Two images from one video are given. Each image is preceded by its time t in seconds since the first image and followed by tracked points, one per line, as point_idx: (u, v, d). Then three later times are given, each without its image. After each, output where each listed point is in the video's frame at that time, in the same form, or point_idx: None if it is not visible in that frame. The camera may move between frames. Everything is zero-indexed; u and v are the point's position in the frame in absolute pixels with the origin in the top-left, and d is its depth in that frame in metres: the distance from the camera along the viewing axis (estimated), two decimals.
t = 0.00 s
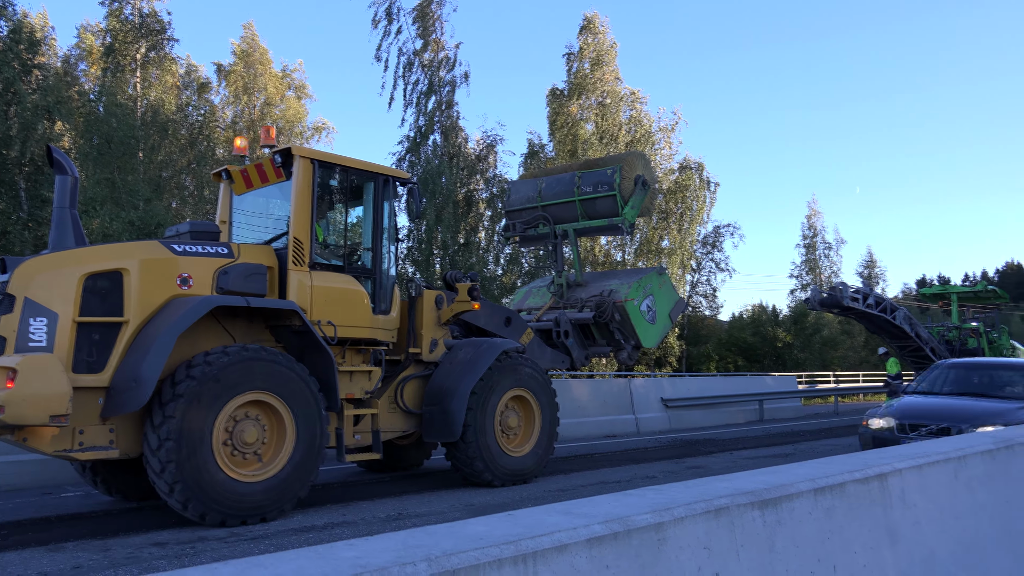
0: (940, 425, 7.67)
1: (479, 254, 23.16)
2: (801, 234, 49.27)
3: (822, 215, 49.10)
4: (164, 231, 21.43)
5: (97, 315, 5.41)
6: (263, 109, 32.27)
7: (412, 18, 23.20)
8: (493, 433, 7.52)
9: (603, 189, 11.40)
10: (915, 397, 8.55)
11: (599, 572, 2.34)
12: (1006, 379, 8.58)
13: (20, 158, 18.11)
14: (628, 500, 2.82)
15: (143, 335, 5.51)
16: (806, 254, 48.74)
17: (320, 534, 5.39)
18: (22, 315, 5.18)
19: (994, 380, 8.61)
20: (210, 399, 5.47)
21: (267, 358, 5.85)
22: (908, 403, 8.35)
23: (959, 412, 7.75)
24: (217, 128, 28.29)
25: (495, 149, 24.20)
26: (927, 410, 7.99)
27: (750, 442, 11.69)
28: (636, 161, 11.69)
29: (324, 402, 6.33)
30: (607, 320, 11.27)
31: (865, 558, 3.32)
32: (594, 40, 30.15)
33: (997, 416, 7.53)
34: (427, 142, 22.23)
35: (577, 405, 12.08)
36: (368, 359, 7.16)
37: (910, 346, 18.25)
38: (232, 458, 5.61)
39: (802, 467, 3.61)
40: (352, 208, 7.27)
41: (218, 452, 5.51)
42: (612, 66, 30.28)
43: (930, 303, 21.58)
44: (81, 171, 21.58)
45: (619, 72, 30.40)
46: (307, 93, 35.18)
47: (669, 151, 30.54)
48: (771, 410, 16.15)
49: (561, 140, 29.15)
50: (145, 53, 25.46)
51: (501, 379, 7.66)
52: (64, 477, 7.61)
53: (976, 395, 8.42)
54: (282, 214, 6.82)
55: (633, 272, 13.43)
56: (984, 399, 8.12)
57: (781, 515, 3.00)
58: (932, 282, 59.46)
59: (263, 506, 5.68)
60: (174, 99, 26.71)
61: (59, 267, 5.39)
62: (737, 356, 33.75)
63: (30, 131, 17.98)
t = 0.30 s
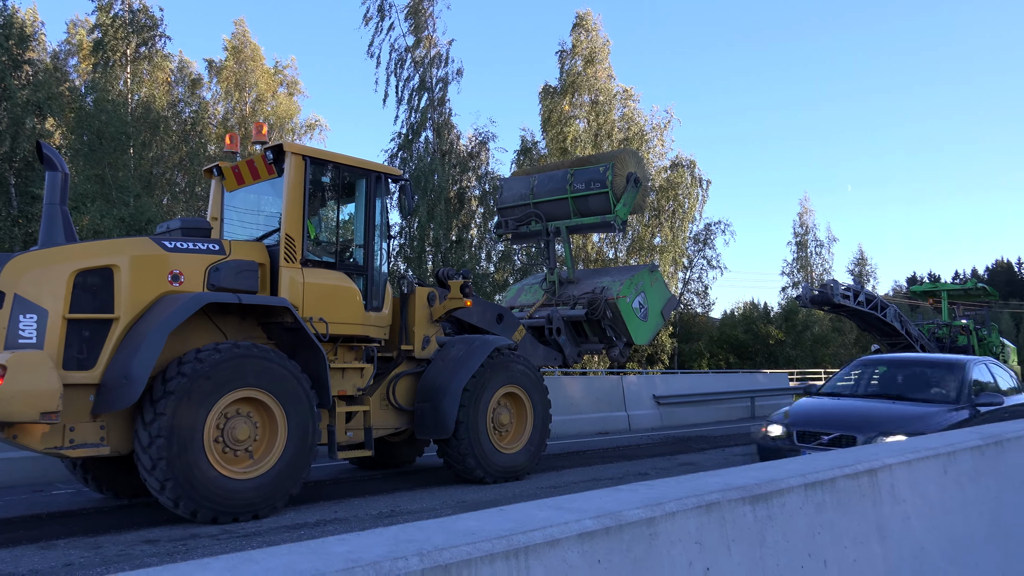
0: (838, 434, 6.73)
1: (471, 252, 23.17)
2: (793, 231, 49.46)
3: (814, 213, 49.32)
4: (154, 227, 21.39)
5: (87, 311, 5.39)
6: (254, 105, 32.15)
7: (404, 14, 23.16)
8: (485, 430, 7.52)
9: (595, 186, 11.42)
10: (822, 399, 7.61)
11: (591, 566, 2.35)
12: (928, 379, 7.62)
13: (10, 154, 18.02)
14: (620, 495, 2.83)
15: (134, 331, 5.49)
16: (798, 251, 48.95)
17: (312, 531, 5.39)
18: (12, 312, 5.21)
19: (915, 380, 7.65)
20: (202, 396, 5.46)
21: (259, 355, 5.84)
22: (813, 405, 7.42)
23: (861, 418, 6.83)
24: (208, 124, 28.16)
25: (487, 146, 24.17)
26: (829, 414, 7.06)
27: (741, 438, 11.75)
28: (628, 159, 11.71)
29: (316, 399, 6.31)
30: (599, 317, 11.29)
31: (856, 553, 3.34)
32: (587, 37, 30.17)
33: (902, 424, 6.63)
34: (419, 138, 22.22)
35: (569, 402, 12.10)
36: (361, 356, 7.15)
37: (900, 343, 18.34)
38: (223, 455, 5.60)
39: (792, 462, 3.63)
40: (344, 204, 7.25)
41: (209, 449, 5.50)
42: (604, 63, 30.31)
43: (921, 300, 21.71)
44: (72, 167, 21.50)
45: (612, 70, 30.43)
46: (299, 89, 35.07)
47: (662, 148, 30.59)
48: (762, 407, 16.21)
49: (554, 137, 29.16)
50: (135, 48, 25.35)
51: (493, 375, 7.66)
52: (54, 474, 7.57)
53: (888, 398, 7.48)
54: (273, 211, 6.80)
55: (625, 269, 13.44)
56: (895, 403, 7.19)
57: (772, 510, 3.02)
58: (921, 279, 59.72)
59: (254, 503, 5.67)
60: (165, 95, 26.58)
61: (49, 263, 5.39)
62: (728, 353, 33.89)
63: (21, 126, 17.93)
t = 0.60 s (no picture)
0: (693, 451, 5.55)
1: (467, 249, 23.18)
2: (788, 229, 49.56)
3: (808, 210, 49.43)
4: (148, 224, 21.39)
5: (81, 308, 5.38)
6: (249, 102, 32.06)
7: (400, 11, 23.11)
8: (480, 426, 7.53)
9: (591, 183, 11.43)
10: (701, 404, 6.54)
11: (585, 561, 2.35)
12: (823, 381, 6.47)
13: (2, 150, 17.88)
14: (614, 490, 2.84)
15: (128, 328, 5.48)
16: (793, 249, 49.06)
17: (307, 528, 5.39)
18: (5, 308, 5.15)
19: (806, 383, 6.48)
20: (196, 392, 5.45)
21: (253, 352, 5.83)
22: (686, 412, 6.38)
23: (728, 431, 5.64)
24: (203, 121, 28.05)
25: (482, 143, 24.11)
26: (695, 425, 5.90)
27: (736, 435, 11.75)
28: (623, 156, 11.71)
29: (311, 396, 6.30)
30: (594, 314, 11.31)
31: (849, 549, 3.35)
32: (582, 34, 30.17)
33: (771, 438, 5.47)
34: (414, 135, 22.21)
35: (565, 399, 12.12)
36: (355, 353, 7.16)
37: (895, 341, 18.35)
38: (217, 452, 5.60)
39: (787, 459, 3.65)
40: (339, 201, 7.25)
41: (204, 445, 5.50)
42: (600, 60, 30.31)
43: (915, 298, 21.78)
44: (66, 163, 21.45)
45: (607, 67, 30.43)
46: (294, 85, 34.97)
47: (657, 145, 30.60)
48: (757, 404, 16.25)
49: (549, 134, 29.13)
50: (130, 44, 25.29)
51: (488, 372, 7.67)
52: (49, 471, 7.55)
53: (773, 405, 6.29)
54: (268, 208, 6.79)
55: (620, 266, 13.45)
56: (773, 412, 6.02)
57: (766, 506, 3.03)
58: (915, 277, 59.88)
59: (250, 499, 5.68)
60: (160, 92, 26.48)
61: (42, 259, 5.35)
62: (723, 350, 34.00)
63: (13, 122, 17.82)
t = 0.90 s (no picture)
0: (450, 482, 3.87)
1: (463, 245, 23.18)
2: (784, 226, 49.65)
3: (804, 208, 49.54)
4: (142, 218, 21.36)
5: (76, 302, 5.37)
6: (244, 97, 31.96)
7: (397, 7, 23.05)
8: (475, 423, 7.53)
9: (587, 180, 11.41)
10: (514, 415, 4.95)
11: (578, 556, 2.36)
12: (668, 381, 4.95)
13: None
14: (607, 486, 2.85)
15: (123, 323, 5.47)
16: (789, 246, 49.15)
17: (301, 523, 5.39)
18: None
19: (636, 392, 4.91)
20: (190, 387, 5.44)
21: (248, 347, 5.83)
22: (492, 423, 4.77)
23: (507, 454, 4.06)
24: (199, 115, 27.94)
25: (479, 139, 24.09)
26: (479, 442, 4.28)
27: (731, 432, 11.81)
28: (619, 153, 11.72)
29: (306, 391, 6.30)
30: (590, 311, 11.32)
31: (842, 545, 3.36)
32: (580, 31, 30.14)
33: (557, 468, 3.90)
34: (411, 131, 22.17)
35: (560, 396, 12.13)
36: (351, 348, 7.15)
37: (889, 339, 18.39)
38: (212, 447, 5.60)
39: (781, 455, 3.66)
40: (334, 196, 7.24)
41: (198, 440, 5.49)
42: (597, 57, 30.30)
43: (910, 296, 21.84)
44: (61, 157, 21.37)
45: (605, 64, 30.41)
46: (291, 80, 34.91)
47: (654, 143, 30.62)
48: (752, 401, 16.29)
49: (546, 131, 29.10)
50: (127, 39, 25.23)
51: (483, 369, 7.67)
52: (42, 465, 7.54)
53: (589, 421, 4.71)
54: (264, 202, 6.78)
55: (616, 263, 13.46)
56: (577, 430, 4.44)
57: (759, 502, 3.04)
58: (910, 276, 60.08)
59: (244, 495, 5.67)
60: (156, 86, 26.36)
61: (36, 253, 5.34)
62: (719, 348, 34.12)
63: (8, 114, 17.70)
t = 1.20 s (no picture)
0: None
1: (459, 242, 23.18)
2: (781, 225, 49.69)
3: (801, 206, 49.61)
4: (138, 215, 21.37)
5: (70, 298, 5.36)
6: (240, 93, 31.86)
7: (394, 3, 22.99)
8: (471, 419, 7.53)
9: (584, 177, 11.41)
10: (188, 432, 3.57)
11: (572, 553, 2.36)
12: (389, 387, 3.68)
13: None
14: (602, 483, 2.85)
15: (117, 319, 5.45)
16: (785, 244, 49.22)
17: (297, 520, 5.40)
18: None
19: (308, 414, 3.49)
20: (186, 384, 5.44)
21: (244, 344, 5.81)
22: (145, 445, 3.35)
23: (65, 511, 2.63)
24: (195, 111, 27.86)
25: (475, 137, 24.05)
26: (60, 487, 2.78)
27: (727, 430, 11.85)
28: (616, 150, 11.71)
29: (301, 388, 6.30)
30: (586, 308, 11.33)
31: (837, 543, 3.37)
32: (577, 28, 30.12)
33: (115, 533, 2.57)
34: (408, 128, 22.14)
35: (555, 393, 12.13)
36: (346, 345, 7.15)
37: (885, 337, 18.45)
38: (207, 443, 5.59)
39: (775, 453, 3.66)
40: (330, 193, 7.23)
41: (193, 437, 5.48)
42: (595, 54, 30.27)
43: (906, 294, 21.88)
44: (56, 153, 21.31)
45: (602, 61, 30.39)
46: (287, 76, 34.82)
47: (650, 140, 30.61)
48: (747, 399, 16.33)
49: (543, 128, 29.06)
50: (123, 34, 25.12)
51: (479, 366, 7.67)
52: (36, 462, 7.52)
53: (232, 460, 3.25)
54: (260, 199, 6.76)
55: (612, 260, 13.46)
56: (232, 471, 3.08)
57: (754, 500, 3.05)
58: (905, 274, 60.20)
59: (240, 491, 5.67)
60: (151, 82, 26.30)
61: (30, 249, 5.33)
62: (715, 345, 34.18)
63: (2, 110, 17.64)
